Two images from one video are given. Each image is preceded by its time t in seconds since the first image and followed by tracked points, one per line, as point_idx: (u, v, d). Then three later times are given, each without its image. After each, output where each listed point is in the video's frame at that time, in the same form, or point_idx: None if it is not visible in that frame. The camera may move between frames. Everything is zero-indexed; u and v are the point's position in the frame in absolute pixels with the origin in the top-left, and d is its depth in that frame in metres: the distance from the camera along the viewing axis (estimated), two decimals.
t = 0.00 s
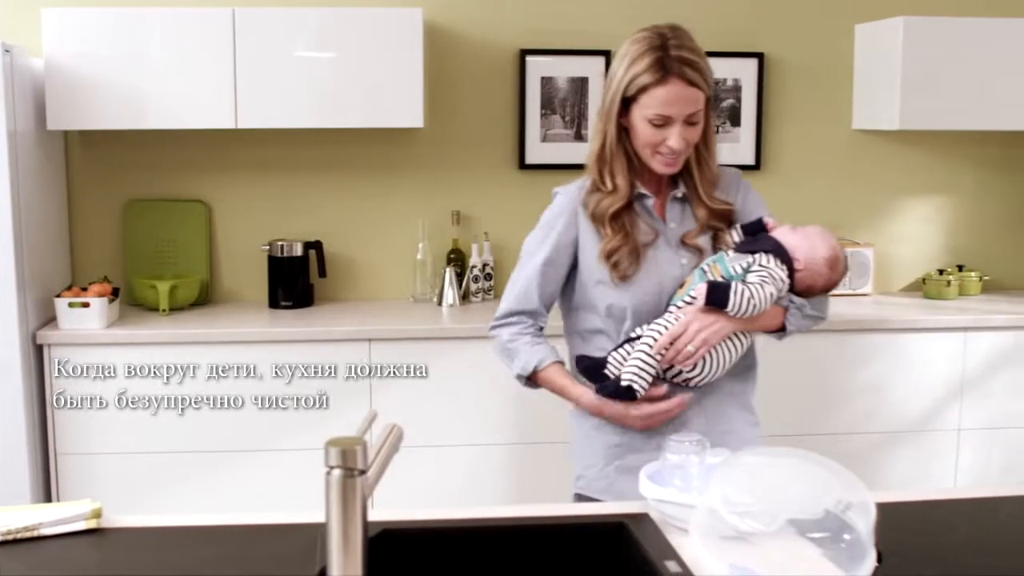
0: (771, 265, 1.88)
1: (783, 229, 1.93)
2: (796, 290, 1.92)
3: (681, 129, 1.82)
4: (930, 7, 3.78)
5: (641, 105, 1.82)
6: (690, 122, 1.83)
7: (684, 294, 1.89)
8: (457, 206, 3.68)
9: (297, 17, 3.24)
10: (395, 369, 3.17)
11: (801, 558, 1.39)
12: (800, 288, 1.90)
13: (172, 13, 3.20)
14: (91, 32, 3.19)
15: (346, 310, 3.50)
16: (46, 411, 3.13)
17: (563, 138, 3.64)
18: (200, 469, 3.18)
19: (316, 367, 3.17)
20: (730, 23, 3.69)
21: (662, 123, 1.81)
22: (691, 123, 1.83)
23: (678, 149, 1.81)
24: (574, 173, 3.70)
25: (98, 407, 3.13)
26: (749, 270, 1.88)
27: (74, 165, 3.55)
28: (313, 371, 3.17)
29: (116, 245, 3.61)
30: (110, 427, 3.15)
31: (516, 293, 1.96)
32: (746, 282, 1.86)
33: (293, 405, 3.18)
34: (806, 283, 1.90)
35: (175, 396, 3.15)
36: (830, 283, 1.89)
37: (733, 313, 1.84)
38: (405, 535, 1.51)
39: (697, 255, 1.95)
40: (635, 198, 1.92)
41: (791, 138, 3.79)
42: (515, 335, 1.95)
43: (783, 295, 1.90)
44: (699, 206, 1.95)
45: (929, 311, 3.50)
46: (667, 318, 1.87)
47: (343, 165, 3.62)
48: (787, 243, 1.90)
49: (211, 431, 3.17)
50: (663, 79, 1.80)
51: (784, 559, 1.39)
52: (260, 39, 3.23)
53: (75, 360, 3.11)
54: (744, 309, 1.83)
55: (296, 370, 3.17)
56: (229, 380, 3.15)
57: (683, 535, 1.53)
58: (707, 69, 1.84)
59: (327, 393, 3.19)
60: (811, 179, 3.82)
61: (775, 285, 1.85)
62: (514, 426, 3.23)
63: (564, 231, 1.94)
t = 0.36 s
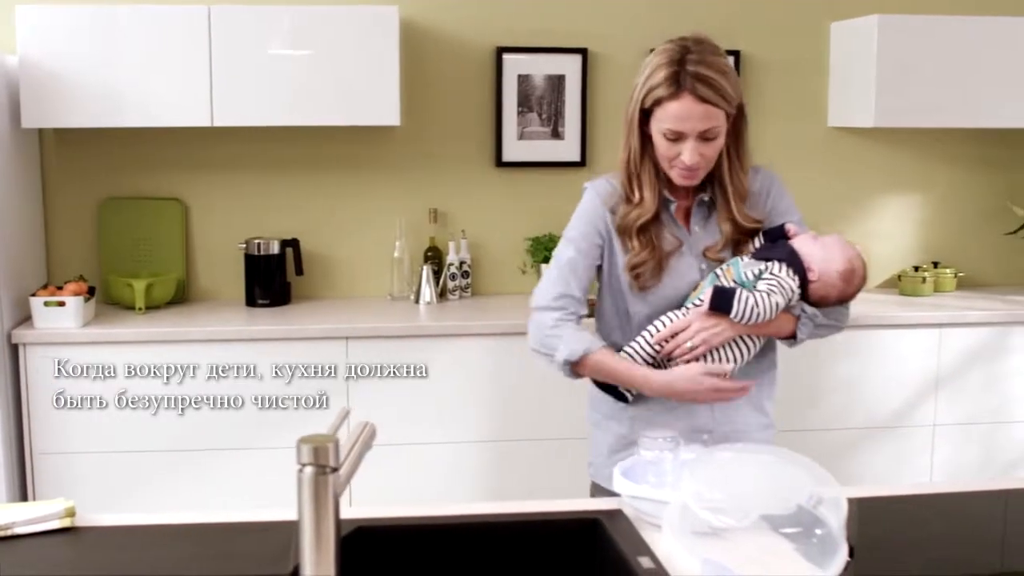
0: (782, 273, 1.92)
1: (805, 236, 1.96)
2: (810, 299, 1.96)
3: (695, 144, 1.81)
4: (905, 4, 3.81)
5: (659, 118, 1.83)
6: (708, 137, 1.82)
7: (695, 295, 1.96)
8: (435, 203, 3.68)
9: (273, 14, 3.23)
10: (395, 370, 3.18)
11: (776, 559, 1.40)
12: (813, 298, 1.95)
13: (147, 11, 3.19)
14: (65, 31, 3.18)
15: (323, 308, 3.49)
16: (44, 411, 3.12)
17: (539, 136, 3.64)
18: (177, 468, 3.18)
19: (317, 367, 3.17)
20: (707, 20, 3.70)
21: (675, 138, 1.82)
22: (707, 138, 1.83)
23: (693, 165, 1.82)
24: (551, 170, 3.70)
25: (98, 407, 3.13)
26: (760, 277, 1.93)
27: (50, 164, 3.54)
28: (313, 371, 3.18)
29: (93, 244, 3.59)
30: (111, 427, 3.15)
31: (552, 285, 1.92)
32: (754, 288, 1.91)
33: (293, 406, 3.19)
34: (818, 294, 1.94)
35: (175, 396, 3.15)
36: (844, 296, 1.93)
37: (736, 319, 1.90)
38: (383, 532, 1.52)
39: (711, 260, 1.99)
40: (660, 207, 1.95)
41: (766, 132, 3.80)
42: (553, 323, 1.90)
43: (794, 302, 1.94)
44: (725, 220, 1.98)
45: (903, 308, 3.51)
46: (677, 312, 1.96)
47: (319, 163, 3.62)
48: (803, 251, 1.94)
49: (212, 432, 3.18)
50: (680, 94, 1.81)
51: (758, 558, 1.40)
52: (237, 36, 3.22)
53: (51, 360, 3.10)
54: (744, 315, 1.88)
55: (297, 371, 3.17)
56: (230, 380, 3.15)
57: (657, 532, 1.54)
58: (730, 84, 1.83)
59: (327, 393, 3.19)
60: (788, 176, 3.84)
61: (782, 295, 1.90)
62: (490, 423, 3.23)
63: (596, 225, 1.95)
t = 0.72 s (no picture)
0: (787, 271, 2.00)
1: (789, 232, 2.07)
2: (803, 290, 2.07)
3: (677, 156, 1.81)
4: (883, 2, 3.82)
5: (642, 130, 1.82)
6: (689, 148, 1.82)
7: (704, 300, 1.97)
8: (415, 201, 3.68)
9: (253, 12, 3.22)
10: (395, 369, 3.18)
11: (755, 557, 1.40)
12: (809, 289, 2.07)
13: (126, 8, 3.18)
14: (43, 28, 3.17)
15: (303, 306, 3.49)
16: (43, 410, 3.11)
17: (520, 133, 3.65)
18: (157, 467, 3.17)
19: (316, 367, 3.17)
20: (686, 19, 3.71)
21: (658, 150, 1.82)
22: (690, 150, 1.83)
23: (678, 176, 1.82)
24: (532, 168, 3.70)
25: (98, 407, 3.12)
26: (766, 277, 1.99)
27: (29, 162, 3.52)
28: (311, 371, 3.17)
29: (72, 242, 3.58)
30: (111, 427, 3.15)
31: (563, 314, 1.87)
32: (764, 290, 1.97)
33: (293, 406, 3.20)
34: (814, 285, 2.07)
35: (175, 397, 3.15)
36: (836, 285, 2.06)
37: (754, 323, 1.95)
38: (362, 531, 1.52)
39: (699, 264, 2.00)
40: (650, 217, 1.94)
41: (746, 129, 3.81)
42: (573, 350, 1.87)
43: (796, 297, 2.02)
44: (710, 227, 1.99)
45: (882, 304, 3.53)
46: (688, 320, 1.96)
47: (301, 161, 3.61)
48: (796, 248, 2.04)
49: (211, 432, 3.18)
50: (663, 106, 1.80)
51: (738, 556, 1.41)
52: (216, 34, 3.22)
53: (30, 359, 3.08)
54: (767, 317, 1.94)
55: (297, 371, 3.18)
56: (230, 380, 3.15)
57: (634, 528, 1.54)
58: (713, 94, 1.82)
59: (327, 394, 3.18)
60: (769, 172, 3.85)
61: (792, 293, 1.98)
62: (471, 421, 3.23)
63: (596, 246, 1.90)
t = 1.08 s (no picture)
0: (774, 264, 1.99)
1: (771, 228, 2.07)
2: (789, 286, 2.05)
3: (649, 144, 1.81)
4: None
5: (614, 118, 1.82)
6: (662, 137, 1.82)
7: (695, 294, 1.95)
8: (396, 199, 3.68)
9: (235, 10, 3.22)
10: (395, 370, 3.19)
11: (731, 552, 1.41)
12: (793, 284, 2.05)
13: (106, 6, 3.17)
14: (22, 25, 3.15)
15: (284, 304, 3.49)
16: (43, 410, 3.11)
17: (501, 131, 3.65)
18: (139, 467, 3.17)
19: (312, 367, 3.17)
20: (667, 17, 3.72)
21: (630, 138, 1.81)
22: (661, 138, 1.82)
23: (650, 164, 1.81)
24: (513, 166, 3.71)
25: (98, 407, 3.12)
26: (754, 271, 1.97)
27: (8, 160, 3.51)
28: (315, 371, 3.17)
29: (52, 241, 3.57)
30: (106, 427, 3.14)
31: (527, 310, 1.95)
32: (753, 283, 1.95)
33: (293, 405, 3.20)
34: (798, 280, 2.05)
35: (175, 396, 3.15)
36: (820, 279, 2.05)
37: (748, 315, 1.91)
38: (342, 528, 1.52)
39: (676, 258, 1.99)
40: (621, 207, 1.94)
41: (726, 126, 3.82)
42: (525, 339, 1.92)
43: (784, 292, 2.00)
44: (670, 225, 1.98)
45: (863, 301, 3.54)
46: (681, 314, 1.92)
47: (282, 158, 3.61)
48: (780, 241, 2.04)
49: (208, 431, 3.18)
50: (635, 94, 1.79)
51: (715, 551, 1.41)
52: (196, 31, 3.21)
53: (10, 358, 3.07)
54: (761, 308, 1.91)
55: (296, 371, 3.18)
56: (230, 380, 3.16)
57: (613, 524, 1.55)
58: (685, 86, 1.82)
59: (328, 393, 3.18)
60: (750, 169, 3.85)
61: (781, 284, 1.96)
62: (453, 419, 3.24)
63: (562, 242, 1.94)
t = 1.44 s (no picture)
0: (756, 266, 1.96)
1: (759, 232, 2.04)
2: (775, 290, 2.03)
3: (641, 132, 1.81)
4: None
5: (606, 106, 1.82)
6: (654, 126, 1.82)
7: (672, 293, 1.95)
8: (379, 197, 3.68)
9: (217, 8, 3.21)
10: (395, 370, 3.19)
11: (711, 547, 1.41)
12: (777, 288, 2.02)
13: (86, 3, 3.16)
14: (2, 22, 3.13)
15: (266, 303, 3.48)
16: (44, 410, 3.10)
17: (484, 129, 3.65)
18: (120, 465, 3.16)
19: (317, 367, 3.17)
20: (648, 14, 3.72)
21: (622, 125, 1.81)
22: (653, 127, 1.82)
23: (642, 151, 1.81)
24: (495, 164, 3.71)
25: (98, 407, 3.12)
26: (733, 272, 1.95)
27: None
28: (315, 371, 3.18)
29: (33, 240, 3.56)
30: (87, 426, 3.13)
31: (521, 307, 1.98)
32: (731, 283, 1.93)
33: (293, 405, 3.19)
34: (783, 284, 2.02)
35: (175, 396, 3.15)
36: (806, 284, 2.02)
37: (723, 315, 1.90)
38: (322, 526, 1.52)
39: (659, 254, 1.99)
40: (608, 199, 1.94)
41: (708, 124, 3.82)
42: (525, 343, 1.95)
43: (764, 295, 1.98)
44: (667, 214, 1.98)
45: (844, 298, 3.55)
46: (656, 312, 1.93)
47: (265, 155, 3.60)
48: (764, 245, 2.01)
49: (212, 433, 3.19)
50: (628, 81, 1.80)
51: (695, 549, 1.41)
52: (177, 28, 3.20)
53: None
54: (734, 309, 1.89)
55: (297, 371, 3.18)
56: (229, 379, 3.16)
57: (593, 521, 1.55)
58: (678, 74, 1.83)
59: (328, 394, 3.18)
60: (733, 165, 3.86)
61: (760, 287, 1.93)
62: (435, 416, 3.24)
63: (544, 234, 1.96)
